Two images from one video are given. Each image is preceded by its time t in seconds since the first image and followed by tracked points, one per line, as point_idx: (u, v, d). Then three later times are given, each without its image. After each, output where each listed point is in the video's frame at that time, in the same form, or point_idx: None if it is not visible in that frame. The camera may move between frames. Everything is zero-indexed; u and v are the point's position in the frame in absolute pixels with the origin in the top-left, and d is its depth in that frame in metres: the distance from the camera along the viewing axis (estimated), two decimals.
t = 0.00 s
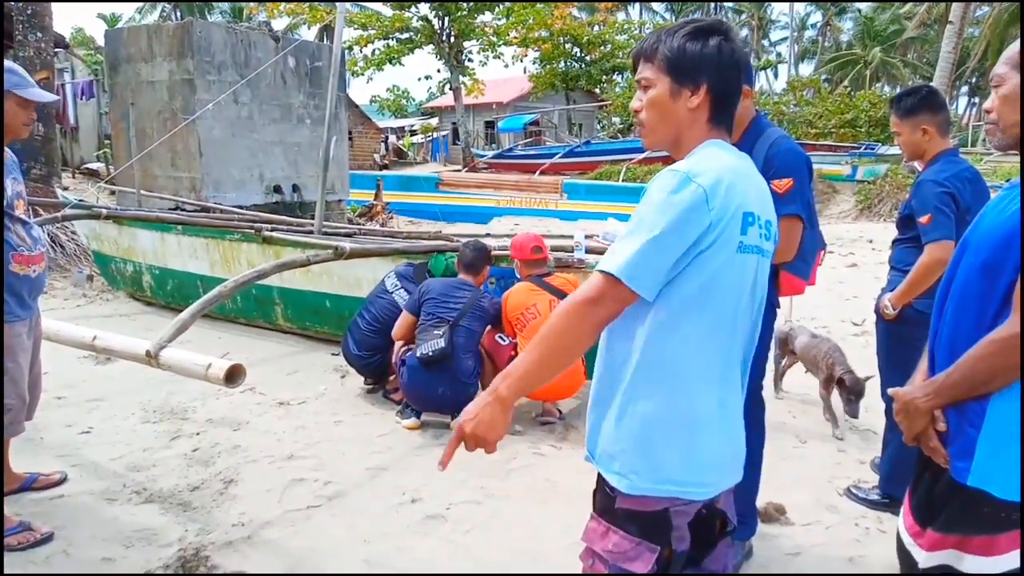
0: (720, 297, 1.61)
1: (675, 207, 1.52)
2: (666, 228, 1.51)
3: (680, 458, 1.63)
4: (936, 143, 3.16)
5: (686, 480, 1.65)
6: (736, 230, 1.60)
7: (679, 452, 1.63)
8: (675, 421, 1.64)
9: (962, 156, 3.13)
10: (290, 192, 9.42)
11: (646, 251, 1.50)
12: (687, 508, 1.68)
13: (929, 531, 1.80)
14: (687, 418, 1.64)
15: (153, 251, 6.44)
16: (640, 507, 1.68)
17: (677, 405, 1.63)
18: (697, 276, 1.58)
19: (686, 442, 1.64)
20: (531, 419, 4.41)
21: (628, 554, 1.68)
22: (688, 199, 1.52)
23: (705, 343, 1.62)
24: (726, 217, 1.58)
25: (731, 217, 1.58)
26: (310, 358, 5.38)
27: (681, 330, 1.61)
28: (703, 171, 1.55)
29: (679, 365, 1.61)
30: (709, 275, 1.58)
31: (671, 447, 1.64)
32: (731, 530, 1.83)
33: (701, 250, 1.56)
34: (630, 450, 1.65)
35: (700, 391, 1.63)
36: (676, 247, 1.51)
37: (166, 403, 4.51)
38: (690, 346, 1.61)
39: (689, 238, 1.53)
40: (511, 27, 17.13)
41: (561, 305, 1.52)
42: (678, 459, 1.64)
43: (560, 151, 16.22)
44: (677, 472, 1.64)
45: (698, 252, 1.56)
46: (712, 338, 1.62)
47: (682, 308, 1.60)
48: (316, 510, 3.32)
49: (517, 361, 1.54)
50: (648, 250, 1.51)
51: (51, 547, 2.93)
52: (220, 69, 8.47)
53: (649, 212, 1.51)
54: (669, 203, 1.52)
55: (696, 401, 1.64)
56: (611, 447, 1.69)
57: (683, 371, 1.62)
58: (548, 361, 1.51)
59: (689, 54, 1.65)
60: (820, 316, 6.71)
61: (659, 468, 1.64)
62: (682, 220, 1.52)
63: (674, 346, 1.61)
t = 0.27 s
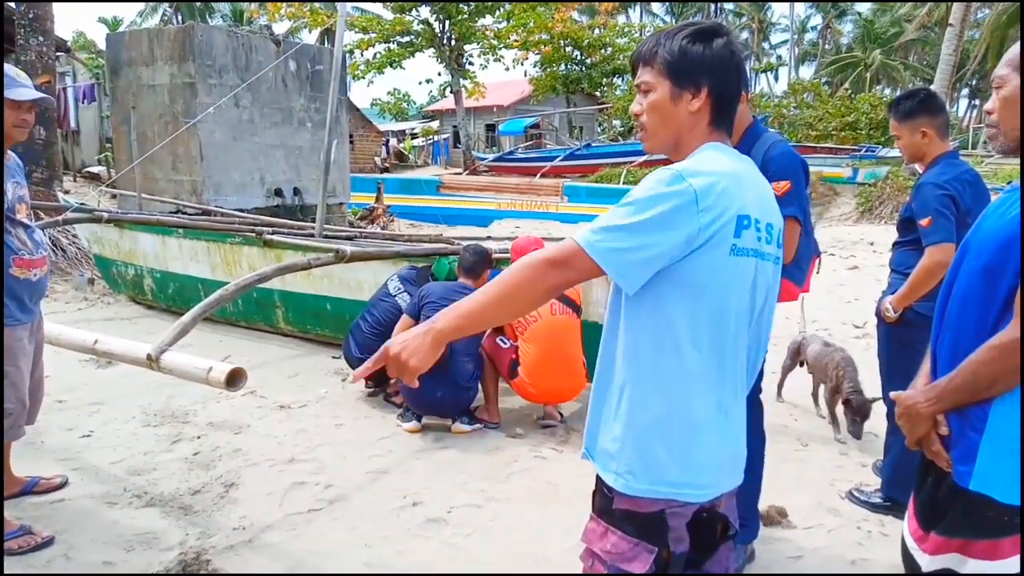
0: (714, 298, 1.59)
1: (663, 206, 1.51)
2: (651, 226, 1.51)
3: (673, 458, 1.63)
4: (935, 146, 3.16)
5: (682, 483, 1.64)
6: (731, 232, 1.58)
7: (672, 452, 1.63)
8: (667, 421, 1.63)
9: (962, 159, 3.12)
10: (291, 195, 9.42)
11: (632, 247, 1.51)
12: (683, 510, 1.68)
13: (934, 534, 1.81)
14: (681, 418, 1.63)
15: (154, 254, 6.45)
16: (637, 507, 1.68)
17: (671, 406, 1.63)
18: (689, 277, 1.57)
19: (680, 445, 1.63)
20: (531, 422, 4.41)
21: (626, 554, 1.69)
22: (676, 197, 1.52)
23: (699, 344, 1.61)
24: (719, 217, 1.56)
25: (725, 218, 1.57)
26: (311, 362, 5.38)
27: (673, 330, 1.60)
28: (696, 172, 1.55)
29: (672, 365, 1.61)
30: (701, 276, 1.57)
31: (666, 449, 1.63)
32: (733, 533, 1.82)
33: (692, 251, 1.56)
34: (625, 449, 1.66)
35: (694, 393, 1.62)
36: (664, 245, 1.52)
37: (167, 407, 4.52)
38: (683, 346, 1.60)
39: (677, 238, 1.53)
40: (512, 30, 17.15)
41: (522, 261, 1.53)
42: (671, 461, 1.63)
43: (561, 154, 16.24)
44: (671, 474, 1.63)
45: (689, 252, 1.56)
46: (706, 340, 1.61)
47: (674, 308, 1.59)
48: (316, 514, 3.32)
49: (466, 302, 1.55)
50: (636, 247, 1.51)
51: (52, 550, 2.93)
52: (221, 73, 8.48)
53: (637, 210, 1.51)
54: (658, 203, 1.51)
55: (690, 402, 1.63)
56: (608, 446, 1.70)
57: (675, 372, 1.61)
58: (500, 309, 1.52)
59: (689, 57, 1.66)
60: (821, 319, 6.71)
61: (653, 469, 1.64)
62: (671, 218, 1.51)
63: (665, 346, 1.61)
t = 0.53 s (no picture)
0: (711, 296, 1.59)
1: (657, 201, 1.51)
2: (645, 221, 1.51)
3: (670, 454, 1.63)
4: (934, 147, 3.16)
5: (680, 481, 1.64)
6: (728, 232, 1.58)
7: (670, 450, 1.63)
8: (665, 418, 1.63)
9: (962, 159, 3.12)
10: (292, 196, 9.42)
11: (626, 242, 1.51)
12: (683, 508, 1.69)
13: (936, 535, 1.81)
14: (678, 414, 1.63)
15: (154, 255, 6.45)
16: (637, 506, 1.68)
17: (668, 403, 1.62)
18: (686, 275, 1.57)
19: (678, 442, 1.63)
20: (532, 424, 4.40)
21: (627, 554, 1.68)
22: (670, 194, 1.52)
23: (695, 342, 1.61)
24: (716, 215, 1.55)
25: (723, 216, 1.56)
26: (312, 363, 5.38)
27: (670, 327, 1.60)
28: (692, 170, 1.55)
29: (670, 362, 1.60)
30: (699, 272, 1.57)
31: (663, 446, 1.63)
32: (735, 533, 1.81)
33: (688, 247, 1.55)
34: (623, 446, 1.66)
35: (691, 389, 1.62)
36: (657, 241, 1.52)
37: (168, 407, 4.52)
38: (679, 343, 1.60)
39: (673, 234, 1.53)
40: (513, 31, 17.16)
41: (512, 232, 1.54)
42: (669, 458, 1.63)
43: (562, 155, 16.24)
44: (668, 471, 1.63)
45: (684, 248, 1.55)
46: (703, 338, 1.61)
47: (671, 305, 1.59)
48: (317, 515, 3.32)
49: (454, 264, 1.54)
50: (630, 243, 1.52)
51: (53, 551, 2.93)
52: (222, 74, 8.49)
53: (630, 205, 1.51)
54: (654, 199, 1.51)
55: (688, 399, 1.62)
56: (608, 444, 1.70)
57: (672, 369, 1.61)
58: (486, 276, 1.52)
59: (690, 59, 1.66)
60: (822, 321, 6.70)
61: (651, 465, 1.64)
62: (665, 214, 1.51)
63: (663, 343, 1.60)
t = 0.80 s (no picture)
0: (709, 297, 1.59)
1: (654, 202, 1.52)
2: (642, 221, 1.51)
3: (667, 453, 1.63)
4: (931, 151, 3.18)
5: (677, 480, 1.64)
6: (725, 233, 1.58)
7: (667, 449, 1.63)
8: (662, 418, 1.63)
9: (959, 163, 3.13)
10: (292, 199, 9.43)
11: (624, 240, 1.52)
12: (683, 508, 1.69)
13: (928, 532, 1.79)
14: (676, 414, 1.63)
15: (155, 257, 6.46)
16: (637, 506, 1.68)
17: (666, 403, 1.63)
18: (683, 275, 1.57)
19: (676, 441, 1.63)
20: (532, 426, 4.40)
21: (627, 554, 1.68)
22: (667, 194, 1.52)
23: (693, 342, 1.61)
24: (713, 216, 1.55)
25: (720, 217, 1.56)
26: (311, 365, 5.38)
27: (669, 327, 1.60)
28: (690, 171, 1.55)
29: (667, 362, 1.61)
30: (696, 273, 1.57)
31: (662, 445, 1.63)
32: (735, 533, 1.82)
33: (685, 248, 1.56)
34: (621, 445, 1.67)
35: (689, 390, 1.62)
36: (654, 240, 1.53)
37: (168, 410, 4.52)
38: (678, 343, 1.60)
39: (671, 235, 1.53)
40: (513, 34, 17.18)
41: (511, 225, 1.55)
42: (666, 458, 1.63)
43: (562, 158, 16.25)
44: (666, 470, 1.64)
45: (682, 249, 1.56)
46: (702, 338, 1.61)
47: (669, 305, 1.59)
48: (317, 517, 3.31)
49: (452, 257, 1.56)
50: (627, 242, 1.52)
51: (53, 553, 2.94)
52: (222, 77, 8.50)
53: (627, 205, 1.51)
54: (651, 200, 1.51)
55: (686, 400, 1.62)
56: (606, 443, 1.71)
57: (670, 369, 1.61)
58: (485, 268, 1.53)
59: (689, 65, 1.66)
60: (822, 323, 6.70)
61: (648, 464, 1.64)
62: (661, 214, 1.52)
63: (660, 342, 1.61)
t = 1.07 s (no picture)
0: (703, 297, 1.60)
1: (649, 203, 1.52)
2: (636, 222, 1.52)
3: (662, 452, 1.64)
4: (926, 151, 3.19)
5: (673, 478, 1.65)
6: (720, 234, 1.58)
7: (663, 448, 1.64)
8: (658, 417, 1.64)
9: (954, 163, 3.14)
10: (292, 198, 9.44)
11: (619, 241, 1.53)
12: (678, 505, 1.70)
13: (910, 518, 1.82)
14: (672, 413, 1.64)
15: (154, 256, 6.46)
16: (632, 503, 1.69)
17: (662, 402, 1.63)
18: (678, 275, 1.58)
19: (672, 440, 1.64)
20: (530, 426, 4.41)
21: (623, 551, 1.68)
22: (662, 196, 1.53)
23: (688, 342, 1.62)
24: (708, 216, 1.56)
25: (715, 217, 1.57)
26: (311, 364, 5.39)
27: (664, 326, 1.61)
28: (684, 171, 1.56)
29: (661, 361, 1.62)
30: (690, 273, 1.58)
31: (657, 444, 1.64)
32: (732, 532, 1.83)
33: (680, 248, 1.56)
34: (617, 443, 1.67)
35: (685, 389, 1.63)
36: (648, 241, 1.53)
37: (167, 408, 4.52)
38: (673, 343, 1.61)
39: (665, 235, 1.54)
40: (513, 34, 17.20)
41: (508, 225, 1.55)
42: (662, 456, 1.64)
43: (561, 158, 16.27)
44: (661, 469, 1.65)
45: (677, 249, 1.56)
46: (697, 338, 1.62)
47: (664, 305, 1.60)
48: (315, 516, 3.32)
49: (452, 257, 1.56)
50: (622, 242, 1.53)
51: (52, 550, 2.94)
52: (222, 76, 8.50)
53: (623, 205, 1.52)
54: (646, 201, 1.52)
55: (681, 399, 1.63)
56: (601, 441, 1.71)
57: (665, 369, 1.62)
58: (483, 269, 1.54)
59: (685, 65, 1.67)
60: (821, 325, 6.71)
61: (644, 463, 1.65)
62: (656, 214, 1.53)
63: (655, 341, 1.61)
